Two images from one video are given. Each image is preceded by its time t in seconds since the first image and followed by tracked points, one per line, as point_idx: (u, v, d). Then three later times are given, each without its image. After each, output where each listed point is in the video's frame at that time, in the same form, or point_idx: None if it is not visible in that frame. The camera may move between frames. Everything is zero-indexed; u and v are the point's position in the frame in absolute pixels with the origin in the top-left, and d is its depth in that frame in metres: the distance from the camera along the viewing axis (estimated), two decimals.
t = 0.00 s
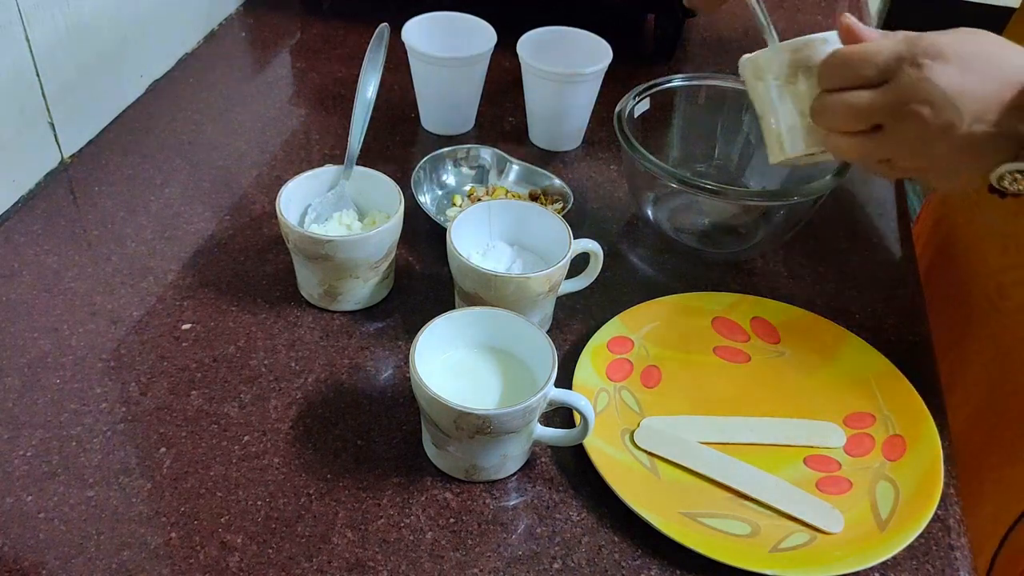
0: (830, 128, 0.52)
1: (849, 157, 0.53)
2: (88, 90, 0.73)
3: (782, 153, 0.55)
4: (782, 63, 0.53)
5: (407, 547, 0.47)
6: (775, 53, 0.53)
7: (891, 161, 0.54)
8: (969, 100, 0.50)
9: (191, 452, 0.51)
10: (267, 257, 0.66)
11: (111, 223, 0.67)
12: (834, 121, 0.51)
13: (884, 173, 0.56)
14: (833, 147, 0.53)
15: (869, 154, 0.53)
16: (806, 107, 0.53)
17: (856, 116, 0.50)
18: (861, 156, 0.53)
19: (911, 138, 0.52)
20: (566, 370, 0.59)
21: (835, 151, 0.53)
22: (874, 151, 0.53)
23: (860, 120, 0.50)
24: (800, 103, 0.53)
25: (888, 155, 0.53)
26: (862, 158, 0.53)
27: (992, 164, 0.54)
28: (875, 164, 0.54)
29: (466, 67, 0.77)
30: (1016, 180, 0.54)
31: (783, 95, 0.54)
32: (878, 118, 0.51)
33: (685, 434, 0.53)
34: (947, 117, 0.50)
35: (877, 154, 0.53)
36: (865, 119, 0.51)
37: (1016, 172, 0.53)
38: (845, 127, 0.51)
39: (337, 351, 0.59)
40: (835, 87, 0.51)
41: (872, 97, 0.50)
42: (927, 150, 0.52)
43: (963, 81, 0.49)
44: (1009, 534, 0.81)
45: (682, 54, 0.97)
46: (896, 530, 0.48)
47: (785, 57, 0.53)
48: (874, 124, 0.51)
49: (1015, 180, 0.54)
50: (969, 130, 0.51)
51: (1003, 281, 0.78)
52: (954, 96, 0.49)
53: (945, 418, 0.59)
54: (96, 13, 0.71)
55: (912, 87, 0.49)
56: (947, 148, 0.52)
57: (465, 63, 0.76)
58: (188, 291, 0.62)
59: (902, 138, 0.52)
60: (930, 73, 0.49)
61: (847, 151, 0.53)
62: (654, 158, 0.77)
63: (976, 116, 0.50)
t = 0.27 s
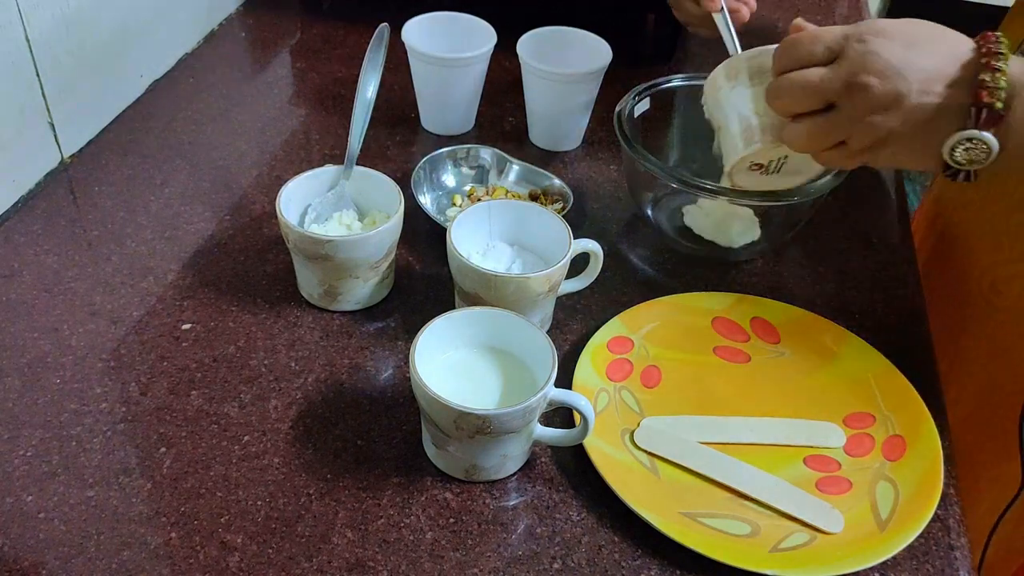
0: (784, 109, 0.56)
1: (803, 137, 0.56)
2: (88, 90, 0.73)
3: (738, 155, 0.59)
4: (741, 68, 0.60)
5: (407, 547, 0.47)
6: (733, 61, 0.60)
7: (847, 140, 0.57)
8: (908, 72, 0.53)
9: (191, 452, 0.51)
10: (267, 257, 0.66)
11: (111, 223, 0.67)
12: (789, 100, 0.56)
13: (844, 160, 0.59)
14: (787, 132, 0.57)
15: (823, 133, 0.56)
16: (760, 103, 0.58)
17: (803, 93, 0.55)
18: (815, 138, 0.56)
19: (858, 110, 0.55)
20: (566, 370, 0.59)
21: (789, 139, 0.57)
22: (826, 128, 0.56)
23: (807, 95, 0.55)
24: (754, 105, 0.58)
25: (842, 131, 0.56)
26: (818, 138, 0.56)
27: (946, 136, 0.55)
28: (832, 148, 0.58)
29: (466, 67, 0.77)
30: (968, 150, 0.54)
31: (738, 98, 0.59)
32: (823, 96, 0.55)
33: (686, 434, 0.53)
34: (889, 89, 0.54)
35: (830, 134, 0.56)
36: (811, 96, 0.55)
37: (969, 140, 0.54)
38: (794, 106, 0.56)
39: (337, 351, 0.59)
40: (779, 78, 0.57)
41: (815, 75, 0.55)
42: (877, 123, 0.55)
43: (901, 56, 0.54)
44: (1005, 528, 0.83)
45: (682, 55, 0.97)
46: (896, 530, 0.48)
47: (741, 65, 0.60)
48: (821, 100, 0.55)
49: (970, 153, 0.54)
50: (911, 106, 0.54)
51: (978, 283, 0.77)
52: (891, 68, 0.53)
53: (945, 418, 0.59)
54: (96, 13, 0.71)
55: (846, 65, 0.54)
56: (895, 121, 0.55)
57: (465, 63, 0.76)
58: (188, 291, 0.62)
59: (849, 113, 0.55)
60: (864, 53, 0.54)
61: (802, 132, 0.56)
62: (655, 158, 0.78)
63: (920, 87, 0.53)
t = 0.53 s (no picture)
0: (766, 90, 0.59)
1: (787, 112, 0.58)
2: (88, 90, 0.73)
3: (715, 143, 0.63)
4: (725, 75, 0.64)
5: (407, 547, 0.47)
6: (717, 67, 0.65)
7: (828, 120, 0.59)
8: (884, 53, 0.56)
9: (190, 452, 0.51)
10: (267, 256, 0.66)
11: (110, 223, 0.67)
12: (772, 80, 0.59)
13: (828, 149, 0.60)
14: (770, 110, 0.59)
15: (802, 111, 0.58)
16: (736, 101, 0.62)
17: (783, 72, 0.58)
18: (795, 113, 0.58)
19: (839, 89, 0.57)
20: (565, 370, 0.59)
21: (770, 121, 0.60)
22: (809, 106, 0.58)
23: (790, 72, 0.58)
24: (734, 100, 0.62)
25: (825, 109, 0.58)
26: (797, 117, 0.58)
27: (925, 118, 0.57)
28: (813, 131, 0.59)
29: (466, 68, 0.77)
30: (946, 129, 0.56)
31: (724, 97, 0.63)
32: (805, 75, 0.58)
33: (686, 434, 0.53)
34: (869, 66, 0.56)
35: (811, 111, 0.58)
36: (795, 72, 0.58)
37: (947, 118, 0.55)
38: (777, 86, 0.59)
39: (337, 351, 0.59)
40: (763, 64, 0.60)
41: (798, 53, 0.58)
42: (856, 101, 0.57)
43: (878, 41, 0.57)
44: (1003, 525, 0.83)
45: (681, 55, 0.97)
46: (896, 530, 0.48)
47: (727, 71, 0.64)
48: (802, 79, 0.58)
49: (948, 132, 0.56)
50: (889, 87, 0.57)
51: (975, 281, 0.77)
52: (870, 49, 0.57)
53: (945, 418, 0.59)
54: (97, 13, 0.71)
55: (828, 46, 0.58)
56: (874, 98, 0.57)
57: (465, 63, 0.76)
58: (188, 291, 0.62)
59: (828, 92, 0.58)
60: (846, 39, 0.57)
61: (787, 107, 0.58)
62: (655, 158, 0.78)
63: (899, 69, 0.56)
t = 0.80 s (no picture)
0: (781, 51, 0.58)
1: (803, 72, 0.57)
2: (87, 89, 0.73)
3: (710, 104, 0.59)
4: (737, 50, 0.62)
5: (407, 547, 0.47)
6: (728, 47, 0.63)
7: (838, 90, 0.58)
8: (899, 30, 0.58)
9: (190, 452, 0.51)
10: (267, 256, 0.66)
11: (110, 223, 0.67)
12: (789, 42, 0.57)
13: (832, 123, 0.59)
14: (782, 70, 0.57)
15: (817, 74, 0.57)
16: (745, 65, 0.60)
17: (802, 34, 0.57)
18: (810, 75, 0.56)
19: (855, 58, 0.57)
20: (566, 370, 0.59)
21: (777, 84, 0.57)
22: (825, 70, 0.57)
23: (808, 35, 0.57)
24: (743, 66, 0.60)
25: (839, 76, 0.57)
26: (811, 79, 0.56)
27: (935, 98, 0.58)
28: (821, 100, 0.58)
29: (465, 68, 0.77)
30: (958, 108, 0.57)
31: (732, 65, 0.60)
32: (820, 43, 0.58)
33: (685, 434, 0.53)
34: (886, 39, 0.57)
35: (826, 76, 0.57)
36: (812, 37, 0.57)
37: (961, 97, 0.57)
38: (793, 49, 0.57)
39: (338, 351, 0.59)
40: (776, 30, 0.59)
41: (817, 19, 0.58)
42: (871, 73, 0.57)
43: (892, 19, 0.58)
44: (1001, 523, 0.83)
45: (681, 55, 0.97)
46: (896, 530, 0.48)
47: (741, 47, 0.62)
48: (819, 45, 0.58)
49: (959, 112, 0.57)
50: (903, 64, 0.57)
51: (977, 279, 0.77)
52: (886, 24, 0.58)
53: (945, 418, 0.59)
54: (97, 13, 0.71)
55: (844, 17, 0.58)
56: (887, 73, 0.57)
57: (465, 63, 0.76)
58: (188, 291, 0.62)
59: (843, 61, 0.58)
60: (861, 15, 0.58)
61: (804, 66, 0.56)
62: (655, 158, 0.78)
63: (914, 46, 0.57)
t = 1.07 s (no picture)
0: (787, 36, 0.57)
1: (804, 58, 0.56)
2: (87, 89, 0.73)
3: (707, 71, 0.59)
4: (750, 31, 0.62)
5: (407, 547, 0.47)
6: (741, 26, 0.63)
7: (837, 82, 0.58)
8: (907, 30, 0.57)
9: (190, 452, 0.51)
10: (267, 256, 0.66)
11: (110, 223, 0.67)
12: (796, 26, 0.57)
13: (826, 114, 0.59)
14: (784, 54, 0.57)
15: (820, 62, 0.56)
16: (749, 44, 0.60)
17: (811, 21, 0.57)
18: (813, 62, 0.56)
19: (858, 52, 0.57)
20: (566, 370, 0.59)
21: (778, 66, 0.57)
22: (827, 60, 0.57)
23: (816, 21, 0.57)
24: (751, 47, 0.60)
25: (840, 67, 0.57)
26: (812, 65, 0.56)
27: (935, 104, 0.58)
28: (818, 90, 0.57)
29: (466, 68, 0.77)
30: (956, 117, 0.57)
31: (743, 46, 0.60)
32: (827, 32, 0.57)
33: (686, 434, 0.53)
34: (893, 39, 0.57)
35: (827, 67, 0.57)
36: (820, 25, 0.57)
37: (958, 107, 0.57)
38: (802, 34, 0.57)
39: (338, 351, 0.59)
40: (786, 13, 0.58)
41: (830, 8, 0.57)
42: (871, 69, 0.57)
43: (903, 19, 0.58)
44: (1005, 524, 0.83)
45: (682, 55, 0.97)
46: (896, 530, 0.48)
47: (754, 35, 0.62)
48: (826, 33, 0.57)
49: (956, 122, 0.57)
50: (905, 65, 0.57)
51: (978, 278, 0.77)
52: (895, 23, 0.57)
53: (945, 418, 0.59)
54: (97, 13, 0.71)
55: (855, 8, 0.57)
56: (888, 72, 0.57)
57: (466, 63, 0.76)
58: (188, 291, 0.62)
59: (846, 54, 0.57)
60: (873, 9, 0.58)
61: (806, 53, 0.56)
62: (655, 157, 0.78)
63: (920, 49, 0.57)
